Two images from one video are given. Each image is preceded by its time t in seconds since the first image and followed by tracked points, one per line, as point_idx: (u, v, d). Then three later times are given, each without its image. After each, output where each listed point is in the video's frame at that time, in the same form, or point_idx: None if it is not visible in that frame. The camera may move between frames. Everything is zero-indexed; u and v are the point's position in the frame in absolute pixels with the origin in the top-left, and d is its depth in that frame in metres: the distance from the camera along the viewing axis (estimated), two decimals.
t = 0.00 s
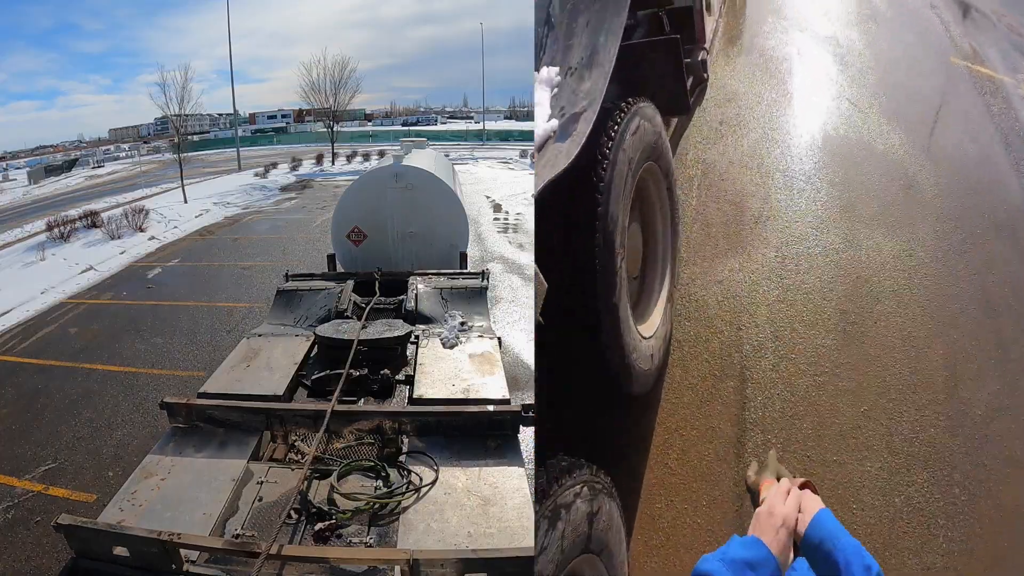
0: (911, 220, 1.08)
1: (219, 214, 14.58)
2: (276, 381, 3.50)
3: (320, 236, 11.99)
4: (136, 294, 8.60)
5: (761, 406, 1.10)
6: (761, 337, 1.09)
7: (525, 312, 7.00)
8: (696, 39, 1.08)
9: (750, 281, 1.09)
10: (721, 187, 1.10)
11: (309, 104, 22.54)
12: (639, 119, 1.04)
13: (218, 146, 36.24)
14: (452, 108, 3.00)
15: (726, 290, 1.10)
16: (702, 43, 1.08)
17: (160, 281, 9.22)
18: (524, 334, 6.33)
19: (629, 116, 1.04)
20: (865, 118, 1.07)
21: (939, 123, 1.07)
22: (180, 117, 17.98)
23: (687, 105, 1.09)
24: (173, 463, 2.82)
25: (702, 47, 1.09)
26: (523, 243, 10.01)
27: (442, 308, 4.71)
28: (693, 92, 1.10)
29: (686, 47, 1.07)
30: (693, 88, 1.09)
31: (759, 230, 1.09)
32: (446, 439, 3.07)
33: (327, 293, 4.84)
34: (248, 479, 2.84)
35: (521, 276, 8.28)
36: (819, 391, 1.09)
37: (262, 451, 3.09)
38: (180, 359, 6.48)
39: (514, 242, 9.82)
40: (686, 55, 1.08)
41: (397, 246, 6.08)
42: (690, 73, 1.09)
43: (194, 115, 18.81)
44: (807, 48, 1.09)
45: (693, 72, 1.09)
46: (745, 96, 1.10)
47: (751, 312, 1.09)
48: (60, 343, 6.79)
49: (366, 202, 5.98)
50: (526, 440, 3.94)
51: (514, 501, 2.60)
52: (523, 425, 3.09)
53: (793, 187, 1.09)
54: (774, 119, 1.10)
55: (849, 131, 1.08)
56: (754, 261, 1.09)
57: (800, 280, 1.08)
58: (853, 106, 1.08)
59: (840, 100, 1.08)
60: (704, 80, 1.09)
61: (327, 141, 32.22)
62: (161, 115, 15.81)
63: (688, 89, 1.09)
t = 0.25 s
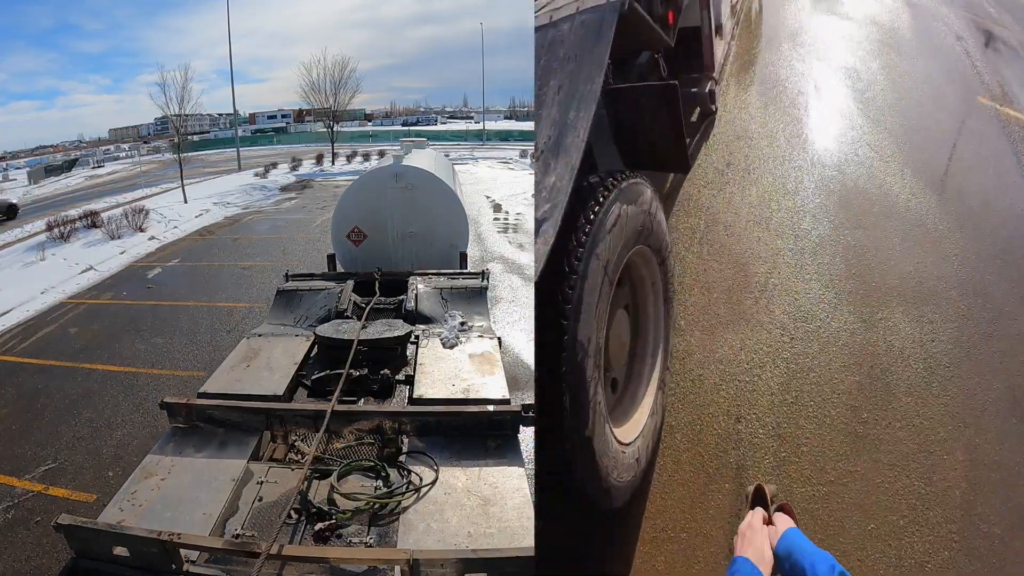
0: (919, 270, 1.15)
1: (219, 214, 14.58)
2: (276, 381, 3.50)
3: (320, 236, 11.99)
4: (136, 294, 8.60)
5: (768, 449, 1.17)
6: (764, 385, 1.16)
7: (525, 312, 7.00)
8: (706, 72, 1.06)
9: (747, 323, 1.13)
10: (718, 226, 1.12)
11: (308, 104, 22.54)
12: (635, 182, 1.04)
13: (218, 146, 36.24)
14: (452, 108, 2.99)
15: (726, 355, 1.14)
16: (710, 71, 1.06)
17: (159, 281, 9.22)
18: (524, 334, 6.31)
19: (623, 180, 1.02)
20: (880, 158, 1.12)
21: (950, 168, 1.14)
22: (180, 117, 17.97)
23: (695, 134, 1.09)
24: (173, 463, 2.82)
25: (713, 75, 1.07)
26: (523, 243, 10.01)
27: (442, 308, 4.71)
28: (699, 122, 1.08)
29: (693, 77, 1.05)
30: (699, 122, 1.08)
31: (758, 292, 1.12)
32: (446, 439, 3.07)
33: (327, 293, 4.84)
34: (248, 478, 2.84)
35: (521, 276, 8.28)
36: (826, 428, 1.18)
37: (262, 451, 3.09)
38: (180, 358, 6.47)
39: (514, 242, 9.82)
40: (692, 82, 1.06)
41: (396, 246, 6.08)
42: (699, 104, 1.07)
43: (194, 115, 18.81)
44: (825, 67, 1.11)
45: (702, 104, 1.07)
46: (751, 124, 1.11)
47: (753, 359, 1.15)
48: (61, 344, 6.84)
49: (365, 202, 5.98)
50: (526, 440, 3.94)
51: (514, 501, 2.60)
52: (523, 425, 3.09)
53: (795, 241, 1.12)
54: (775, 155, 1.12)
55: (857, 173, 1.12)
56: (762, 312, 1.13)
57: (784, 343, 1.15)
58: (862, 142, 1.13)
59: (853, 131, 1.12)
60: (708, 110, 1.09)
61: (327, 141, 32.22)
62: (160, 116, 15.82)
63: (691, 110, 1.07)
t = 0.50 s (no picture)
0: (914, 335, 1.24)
1: (219, 214, 14.57)
2: (276, 381, 3.50)
3: (320, 236, 11.98)
4: (136, 294, 8.60)
5: (772, 495, 1.25)
6: (761, 451, 1.24)
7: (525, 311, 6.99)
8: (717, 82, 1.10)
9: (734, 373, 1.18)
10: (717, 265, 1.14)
11: (309, 104, 22.53)
12: (618, 245, 1.05)
13: (218, 146, 36.22)
14: (452, 108, 3.00)
15: (719, 417, 1.22)
16: (717, 83, 1.09)
17: (160, 281, 9.22)
18: (524, 334, 6.30)
19: (611, 238, 1.04)
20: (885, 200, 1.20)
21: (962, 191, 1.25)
22: (180, 117, 17.96)
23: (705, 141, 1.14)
24: (173, 463, 2.82)
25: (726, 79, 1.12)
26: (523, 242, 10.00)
27: (442, 308, 4.71)
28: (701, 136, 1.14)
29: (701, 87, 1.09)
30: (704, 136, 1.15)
31: (759, 347, 1.17)
32: (446, 439, 3.07)
33: (327, 293, 4.83)
34: (248, 478, 2.84)
35: (521, 276, 8.28)
36: (819, 464, 1.25)
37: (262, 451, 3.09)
38: (180, 358, 6.47)
39: (514, 242, 9.81)
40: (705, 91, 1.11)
41: (397, 246, 6.08)
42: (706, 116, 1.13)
43: (194, 115, 18.79)
44: (841, 73, 1.16)
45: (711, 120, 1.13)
46: (761, 142, 1.16)
47: (748, 427, 1.22)
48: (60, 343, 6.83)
49: (366, 202, 5.99)
50: (526, 440, 3.94)
51: (514, 501, 2.60)
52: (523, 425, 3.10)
53: (791, 306, 1.17)
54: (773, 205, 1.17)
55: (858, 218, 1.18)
56: (762, 373, 1.19)
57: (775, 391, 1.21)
58: (867, 162, 1.18)
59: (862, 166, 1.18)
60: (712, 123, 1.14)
61: (327, 141, 32.20)
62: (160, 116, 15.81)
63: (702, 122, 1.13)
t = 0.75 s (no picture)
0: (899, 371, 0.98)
1: (219, 214, 14.58)
2: (275, 381, 3.50)
3: (320, 236, 12.00)
4: (136, 294, 8.60)
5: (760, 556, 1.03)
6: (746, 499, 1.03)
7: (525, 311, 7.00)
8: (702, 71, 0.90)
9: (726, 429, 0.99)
10: (709, 298, 0.94)
11: (309, 104, 22.55)
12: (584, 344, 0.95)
13: (217, 146, 36.24)
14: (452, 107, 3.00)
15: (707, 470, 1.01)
16: (710, 76, 0.90)
17: (160, 281, 9.23)
18: (524, 334, 6.31)
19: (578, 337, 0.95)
20: (877, 195, 0.97)
21: (960, 178, 0.99)
22: (180, 117, 17.96)
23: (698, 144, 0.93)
24: (173, 463, 2.82)
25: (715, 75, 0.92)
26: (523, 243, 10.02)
27: (442, 308, 4.71)
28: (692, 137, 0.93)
29: (688, 84, 0.89)
30: (695, 137, 0.93)
31: (754, 395, 0.97)
32: (446, 439, 3.07)
33: (327, 293, 4.83)
34: (248, 478, 2.84)
35: (521, 276, 8.29)
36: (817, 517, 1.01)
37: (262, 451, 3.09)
38: (180, 358, 6.47)
39: (514, 242, 9.82)
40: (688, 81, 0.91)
41: (397, 246, 6.08)
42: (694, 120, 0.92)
43: (194, 115, 18.82)
44: (840, 46, 0.96)
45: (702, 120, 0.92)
46: (758, 145, 0.94)
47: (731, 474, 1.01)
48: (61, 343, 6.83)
49: (366, 202, 5.99)
50: (526, 440, 3.94)
51: (514, 501, 2.60)
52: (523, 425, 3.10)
53: (784, 347, 0.96)
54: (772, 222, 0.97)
55: (848, 224, 0.96)
56: (756, 426, 0.99)
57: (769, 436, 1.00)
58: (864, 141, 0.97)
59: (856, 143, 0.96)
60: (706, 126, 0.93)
61: (327, 141, 32.22)
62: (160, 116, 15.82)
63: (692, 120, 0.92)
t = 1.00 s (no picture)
0: (902, 425, 0.97)
1: (219, 214, 14.58)
2: (276, 381, 3.50)
3: (320, 235, 12.00)
4: (136, 293, 8.61)
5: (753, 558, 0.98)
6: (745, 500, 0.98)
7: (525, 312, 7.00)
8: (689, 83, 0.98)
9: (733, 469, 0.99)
10: (699, 342, 0.99)
11: (309, 104, 22.55)
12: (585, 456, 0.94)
13: (217, 146, 36.22)
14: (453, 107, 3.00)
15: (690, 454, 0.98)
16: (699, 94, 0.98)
17: (160, 281, 9.23)
18: (524, 334, 6.31)
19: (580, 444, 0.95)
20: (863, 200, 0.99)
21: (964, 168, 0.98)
22: (180, 117, 17.95)
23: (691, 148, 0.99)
24: (173, 463, 2.82)
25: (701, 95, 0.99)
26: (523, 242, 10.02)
27: (442, 308, 4.71)
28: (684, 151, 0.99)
29: (680, 98, 0.97)
30: (687, 158, 0.99)
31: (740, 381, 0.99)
32: (446, 439, 3.07)
33: (327, 293, 4.83)
34: (248, 479, 2.84)
35: (521, 276, 8.29)
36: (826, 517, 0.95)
37: (262, 451, 3.09)
38: (180, 358, 6.46)
39: (514, 242, 9.83)
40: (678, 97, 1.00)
41: (397, 246, 6.08)
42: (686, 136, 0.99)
43: (194, 115, 18.80)
44: (838, 38, 1.01)
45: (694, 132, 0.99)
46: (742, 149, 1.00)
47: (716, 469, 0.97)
48: (61, 343, 6.83)
49: (366, 202, 5.98)
50: (525, 440, 3.94)
51: (514, 501, 2.60)
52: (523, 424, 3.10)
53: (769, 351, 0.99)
54: (766, 253, 1.00)
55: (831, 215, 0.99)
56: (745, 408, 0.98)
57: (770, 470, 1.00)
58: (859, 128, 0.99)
59: (853, 148, 1.00)
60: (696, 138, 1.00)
61: (327, 141, 32.23)
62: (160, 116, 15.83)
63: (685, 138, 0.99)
